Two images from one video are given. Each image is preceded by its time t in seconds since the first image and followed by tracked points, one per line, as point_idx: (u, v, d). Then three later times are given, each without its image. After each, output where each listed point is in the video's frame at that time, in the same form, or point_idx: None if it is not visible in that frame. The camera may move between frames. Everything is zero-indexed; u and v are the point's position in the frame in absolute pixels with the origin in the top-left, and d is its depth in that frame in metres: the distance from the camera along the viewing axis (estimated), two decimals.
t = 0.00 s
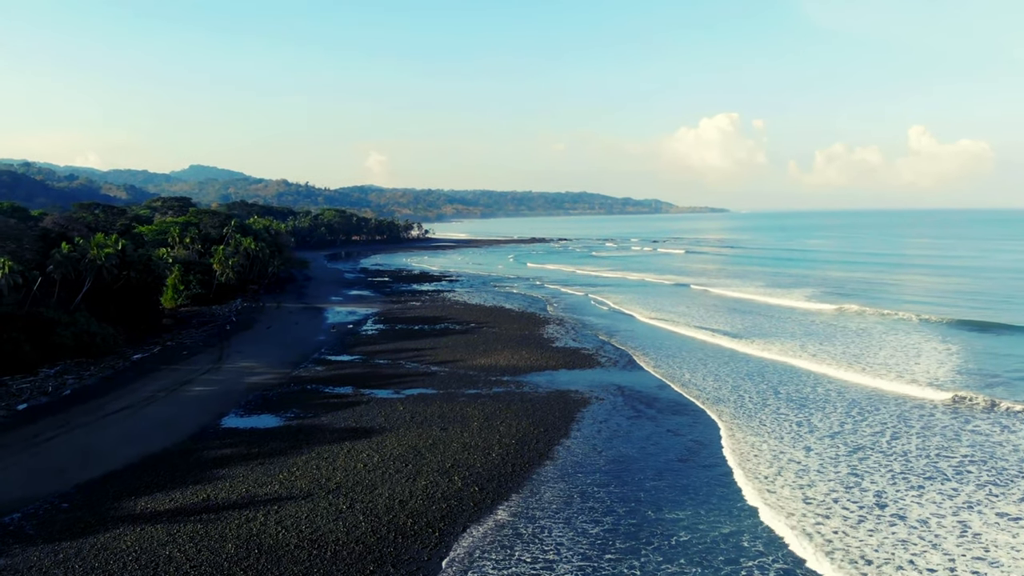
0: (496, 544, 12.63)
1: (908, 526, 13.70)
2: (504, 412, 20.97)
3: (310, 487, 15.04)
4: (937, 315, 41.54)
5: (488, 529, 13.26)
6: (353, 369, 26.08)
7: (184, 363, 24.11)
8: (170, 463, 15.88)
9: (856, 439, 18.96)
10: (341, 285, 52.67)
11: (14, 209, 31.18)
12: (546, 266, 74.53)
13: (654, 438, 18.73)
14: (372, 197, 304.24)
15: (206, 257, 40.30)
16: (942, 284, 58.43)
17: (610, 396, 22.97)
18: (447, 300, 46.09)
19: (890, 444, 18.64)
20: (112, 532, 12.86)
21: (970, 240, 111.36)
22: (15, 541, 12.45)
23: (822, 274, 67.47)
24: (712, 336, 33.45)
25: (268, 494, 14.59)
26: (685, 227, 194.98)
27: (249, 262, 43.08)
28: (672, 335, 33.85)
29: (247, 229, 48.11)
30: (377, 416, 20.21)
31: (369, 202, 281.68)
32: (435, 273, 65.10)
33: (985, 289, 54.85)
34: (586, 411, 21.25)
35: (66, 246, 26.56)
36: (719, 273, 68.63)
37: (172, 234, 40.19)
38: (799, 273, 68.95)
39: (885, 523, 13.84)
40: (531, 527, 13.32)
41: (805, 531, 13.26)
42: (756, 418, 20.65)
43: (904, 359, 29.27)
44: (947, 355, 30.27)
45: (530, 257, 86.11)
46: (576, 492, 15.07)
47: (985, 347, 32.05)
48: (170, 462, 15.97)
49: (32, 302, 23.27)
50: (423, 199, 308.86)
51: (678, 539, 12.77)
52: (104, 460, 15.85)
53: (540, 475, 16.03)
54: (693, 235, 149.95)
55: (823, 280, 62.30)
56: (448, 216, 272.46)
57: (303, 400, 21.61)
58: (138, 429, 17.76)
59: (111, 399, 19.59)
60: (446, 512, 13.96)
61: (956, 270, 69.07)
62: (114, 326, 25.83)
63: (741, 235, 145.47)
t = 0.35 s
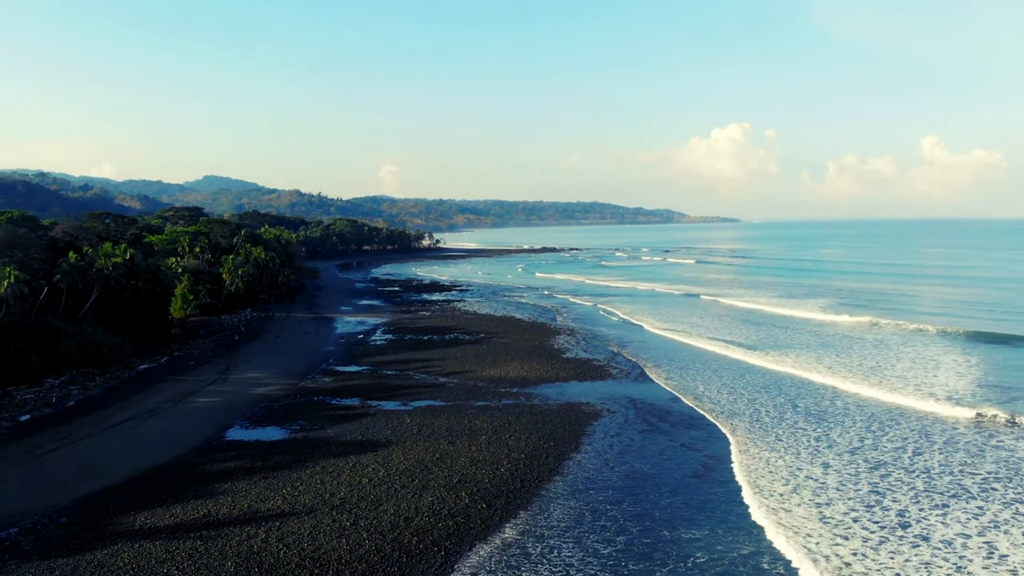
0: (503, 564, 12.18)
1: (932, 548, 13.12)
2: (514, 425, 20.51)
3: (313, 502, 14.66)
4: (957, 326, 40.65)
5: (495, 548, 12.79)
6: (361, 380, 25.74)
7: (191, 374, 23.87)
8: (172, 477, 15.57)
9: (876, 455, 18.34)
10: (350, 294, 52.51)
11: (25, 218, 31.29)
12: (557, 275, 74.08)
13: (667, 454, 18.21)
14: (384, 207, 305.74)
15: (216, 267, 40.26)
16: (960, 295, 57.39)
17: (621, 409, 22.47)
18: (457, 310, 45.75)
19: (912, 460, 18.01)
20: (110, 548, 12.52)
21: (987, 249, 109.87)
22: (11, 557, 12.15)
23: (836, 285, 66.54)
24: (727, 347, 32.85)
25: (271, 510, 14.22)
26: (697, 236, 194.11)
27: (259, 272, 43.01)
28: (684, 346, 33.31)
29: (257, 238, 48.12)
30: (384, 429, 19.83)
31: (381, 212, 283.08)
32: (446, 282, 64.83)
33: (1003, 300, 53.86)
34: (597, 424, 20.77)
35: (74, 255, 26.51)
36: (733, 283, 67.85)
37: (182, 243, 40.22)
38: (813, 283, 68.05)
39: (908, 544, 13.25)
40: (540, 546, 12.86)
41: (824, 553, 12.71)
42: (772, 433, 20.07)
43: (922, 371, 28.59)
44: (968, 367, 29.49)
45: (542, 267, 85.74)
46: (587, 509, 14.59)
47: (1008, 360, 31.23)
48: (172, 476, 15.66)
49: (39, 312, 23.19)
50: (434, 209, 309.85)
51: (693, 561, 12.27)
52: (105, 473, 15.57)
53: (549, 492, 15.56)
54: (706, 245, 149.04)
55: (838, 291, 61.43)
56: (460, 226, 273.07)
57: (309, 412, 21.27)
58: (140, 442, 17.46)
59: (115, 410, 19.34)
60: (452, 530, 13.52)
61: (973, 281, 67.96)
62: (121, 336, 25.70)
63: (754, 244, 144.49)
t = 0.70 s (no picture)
0: None
1: (955, 568, 12.58)
2: (522, 437, 20.10)
3: (315, 517, 14.30)
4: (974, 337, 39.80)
5: (502, 567, 12.37)
6: (367, 391, 25.41)
7: (196, 384, 23.63)
8: (174, 490, 15.28)
9: (895, 470, 17.77)
10: (359, 303, 52.31)
11: (35, 227, 31.33)
12: (567, 284, 73.67)
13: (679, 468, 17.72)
14: (394, 216, 306.88)
15: (224, 275, 40.18)
16: (976, 305, 56.42)
17: (632, 421, 22.00)
18: (466, 318, 45.42)
19: (933, 475, 17.41)
20: (107, 563, 12.22)
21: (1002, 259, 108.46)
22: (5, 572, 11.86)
23: (849, 294, 65.74)
24: (739, 358, 32.28)
25: (272, 524, 13.87)
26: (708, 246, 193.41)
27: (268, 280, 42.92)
28: (696, 357, 32.78)
29: (266, 247, 48.11)
30: (390, 441, 19.48)
31: (392, 221, 284.13)
32: (455, 291, 64.52)
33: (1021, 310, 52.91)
34: (608, 436, 20.30)
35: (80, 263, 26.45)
36: (744, 292, 67.17)
37: (191, 252, 40.20)
38: (826, 292, 67.22)
39: (930, 564, 12.73)
40: (547, 565, 12.43)
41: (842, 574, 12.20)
42: (788, 447, 19.51)
43: (939, 382, 27.95)
44: (988, 380, 28.76)
45: (552, 276, 85.43)
46: (597, 526, 14.14)
47: None
48: (174, 488, 15.36)
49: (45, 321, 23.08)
50: (445, 218, 310.64)
51: None
52: (105, 485, 15.29)
53: (557, 506, 15.13)
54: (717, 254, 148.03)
55: (851, 300, 60.60)
56: (470, 235, 273.29)
57: (315, 422, 20.95)
58: (142, 454, 17.18)
59: (119, 420, 19.11)
60: (458, 547, 13.13)
61: (988, 290, 66.94)
62: (127, 345, 25.59)
63: (765, 254, 143.41)
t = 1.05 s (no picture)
0: None
1: None
2: (532, 451, 19.64)
3: (318, 533, 13.93)
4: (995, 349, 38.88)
5: None
6: (375, 402, 25.04)
7: (202, 395, 23.38)
8: (175, 504, 14.96)
9: (917, 487, 17.14)
10: (369, 313, 52.09)
11: (45, 236, 31.42)
12: (577, 294, 73.19)
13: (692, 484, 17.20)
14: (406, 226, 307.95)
15: (233, 285, 40.11)
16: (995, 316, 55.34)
17: (644, 434, 21.49)
18: (476, 329, 45.05)
19: (956, 492, 16.78)
20: None
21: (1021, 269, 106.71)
22: None
23: (862, 305, 64.90)
24: (753, 370, 31.65)
25: (274, 541, 13.51)
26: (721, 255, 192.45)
27: (278, 290, 42.80)
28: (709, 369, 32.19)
29: (276, 257, 48.08)
30: (397, 454, 19.08)
31: (403, 231, 285.08)
32: (465, 301, 64.23)
33: None
34: (618, 450, 19.81)
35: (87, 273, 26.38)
36: (758, 303, 66.34)
37: (200, 262, 40.20)
38: (841, 303, 66.28)
39: None
40: None
41: None
42: (805, 462, 18.91)
43: (958, 395, 27.24)
44: (1011, 393, 27.95)
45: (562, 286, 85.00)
46: (608, 544, 13.66)
47: None
48: (176, 503, 15.05)
49: (51, 331, 22.99)
50: (456, 228, 311.32)
51: None
52: (105, 499, 14.99)
53: (567, 524, 14.67)
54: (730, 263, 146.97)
55: (867, 311, 59.63)
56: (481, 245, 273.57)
57: (321, 435, 20.59)
58: (144, 467, 16.88)
59: (122, 432, 18.85)
60: (464, 565, 12.70)
61: (1007, 301, 65.78)
62: (133, 355, 25.45)
63: (779, 263, 142.18)
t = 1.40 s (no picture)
0: None
1: None
2: (540, 464, 19.21)
3: (320, 548, 13.57)
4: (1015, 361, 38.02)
5: None
6: (382, 413, 24.70)
7: (208, 405, 23.15)
8: (175, 518, 14.67)
9: (939, 503, 16.56)
10: (378, 322, 51.94)
11: (54, 246, 31.48)
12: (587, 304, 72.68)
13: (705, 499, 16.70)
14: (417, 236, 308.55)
15: (242, 294, 40.01)
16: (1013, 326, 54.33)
17: (656, 447, 21.02)
18: (485, 339, 44.69)
19: (979, 508, 16.20)
20: None
21: None
22: None
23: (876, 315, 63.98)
24: (767, 381, 31.06)
25: (275, 556, 13.17)
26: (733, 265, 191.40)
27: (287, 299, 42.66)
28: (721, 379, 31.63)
29: (285, 266, 48.01)
30: (403, 467, 18.71)
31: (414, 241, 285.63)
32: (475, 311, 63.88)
33: None
34: (628, 464, 19.34)
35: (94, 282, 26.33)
36: (770, 313, 65.55)
37: (209, 271, 40.17)
38: (855, 313, 65.36)
39: None
40: None
41: None
42: (823, 477, 18.37)
43: (978, 407, 26.55)
44: None
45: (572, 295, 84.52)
46: (619, 562, 13.20)
47: None
48: (177, 516, 14.76)
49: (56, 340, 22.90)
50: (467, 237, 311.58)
51: None
52: (105, 512, 14.71)
53: (575, 540, 14.23)
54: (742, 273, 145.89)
55: (882, 322, 58.72)
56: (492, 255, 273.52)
57: (326, 446, 20.26)
58: (146, 479, 16.61)
59: (126, 443, 18.61)
60: None
61: None
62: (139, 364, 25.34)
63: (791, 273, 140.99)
